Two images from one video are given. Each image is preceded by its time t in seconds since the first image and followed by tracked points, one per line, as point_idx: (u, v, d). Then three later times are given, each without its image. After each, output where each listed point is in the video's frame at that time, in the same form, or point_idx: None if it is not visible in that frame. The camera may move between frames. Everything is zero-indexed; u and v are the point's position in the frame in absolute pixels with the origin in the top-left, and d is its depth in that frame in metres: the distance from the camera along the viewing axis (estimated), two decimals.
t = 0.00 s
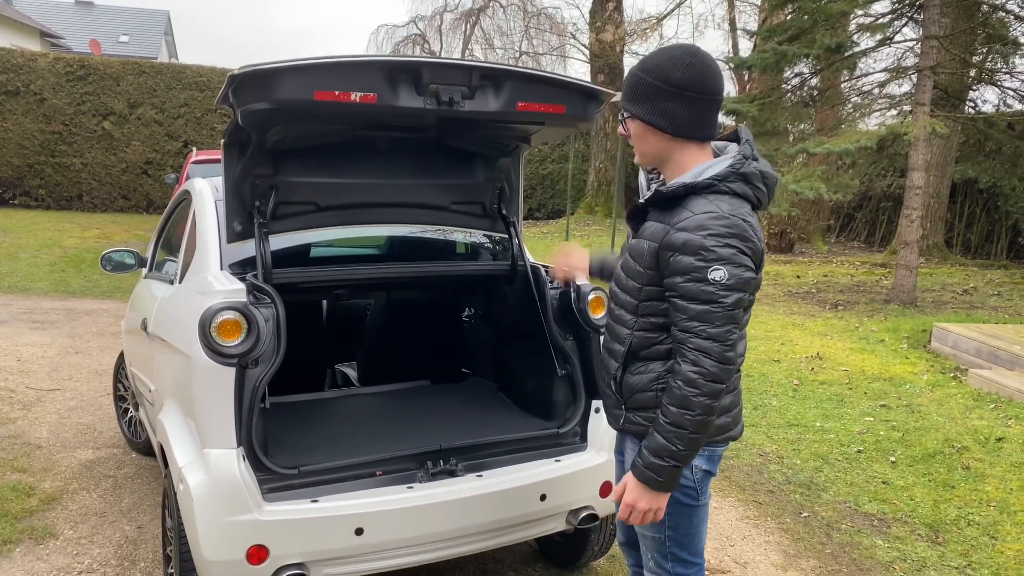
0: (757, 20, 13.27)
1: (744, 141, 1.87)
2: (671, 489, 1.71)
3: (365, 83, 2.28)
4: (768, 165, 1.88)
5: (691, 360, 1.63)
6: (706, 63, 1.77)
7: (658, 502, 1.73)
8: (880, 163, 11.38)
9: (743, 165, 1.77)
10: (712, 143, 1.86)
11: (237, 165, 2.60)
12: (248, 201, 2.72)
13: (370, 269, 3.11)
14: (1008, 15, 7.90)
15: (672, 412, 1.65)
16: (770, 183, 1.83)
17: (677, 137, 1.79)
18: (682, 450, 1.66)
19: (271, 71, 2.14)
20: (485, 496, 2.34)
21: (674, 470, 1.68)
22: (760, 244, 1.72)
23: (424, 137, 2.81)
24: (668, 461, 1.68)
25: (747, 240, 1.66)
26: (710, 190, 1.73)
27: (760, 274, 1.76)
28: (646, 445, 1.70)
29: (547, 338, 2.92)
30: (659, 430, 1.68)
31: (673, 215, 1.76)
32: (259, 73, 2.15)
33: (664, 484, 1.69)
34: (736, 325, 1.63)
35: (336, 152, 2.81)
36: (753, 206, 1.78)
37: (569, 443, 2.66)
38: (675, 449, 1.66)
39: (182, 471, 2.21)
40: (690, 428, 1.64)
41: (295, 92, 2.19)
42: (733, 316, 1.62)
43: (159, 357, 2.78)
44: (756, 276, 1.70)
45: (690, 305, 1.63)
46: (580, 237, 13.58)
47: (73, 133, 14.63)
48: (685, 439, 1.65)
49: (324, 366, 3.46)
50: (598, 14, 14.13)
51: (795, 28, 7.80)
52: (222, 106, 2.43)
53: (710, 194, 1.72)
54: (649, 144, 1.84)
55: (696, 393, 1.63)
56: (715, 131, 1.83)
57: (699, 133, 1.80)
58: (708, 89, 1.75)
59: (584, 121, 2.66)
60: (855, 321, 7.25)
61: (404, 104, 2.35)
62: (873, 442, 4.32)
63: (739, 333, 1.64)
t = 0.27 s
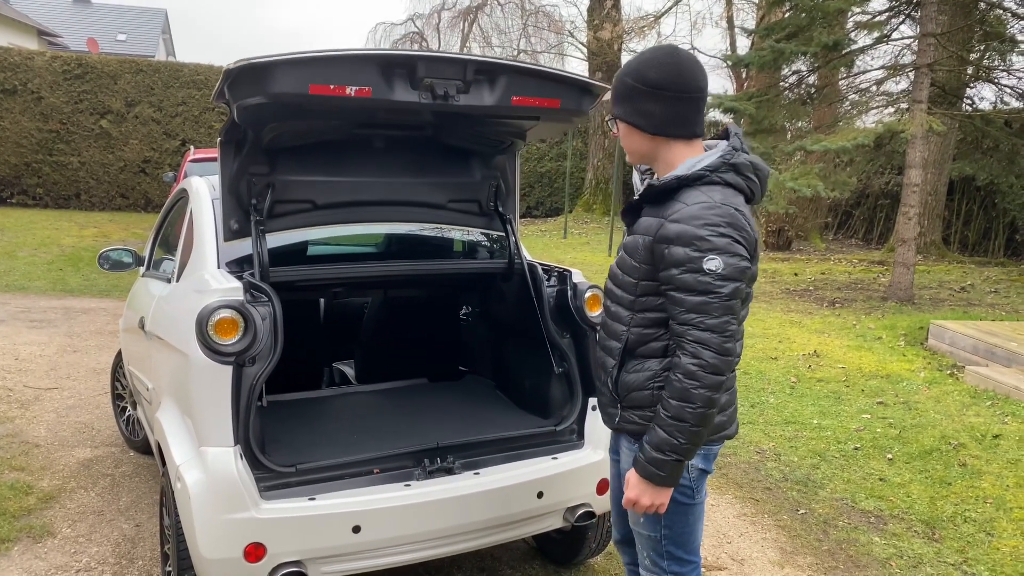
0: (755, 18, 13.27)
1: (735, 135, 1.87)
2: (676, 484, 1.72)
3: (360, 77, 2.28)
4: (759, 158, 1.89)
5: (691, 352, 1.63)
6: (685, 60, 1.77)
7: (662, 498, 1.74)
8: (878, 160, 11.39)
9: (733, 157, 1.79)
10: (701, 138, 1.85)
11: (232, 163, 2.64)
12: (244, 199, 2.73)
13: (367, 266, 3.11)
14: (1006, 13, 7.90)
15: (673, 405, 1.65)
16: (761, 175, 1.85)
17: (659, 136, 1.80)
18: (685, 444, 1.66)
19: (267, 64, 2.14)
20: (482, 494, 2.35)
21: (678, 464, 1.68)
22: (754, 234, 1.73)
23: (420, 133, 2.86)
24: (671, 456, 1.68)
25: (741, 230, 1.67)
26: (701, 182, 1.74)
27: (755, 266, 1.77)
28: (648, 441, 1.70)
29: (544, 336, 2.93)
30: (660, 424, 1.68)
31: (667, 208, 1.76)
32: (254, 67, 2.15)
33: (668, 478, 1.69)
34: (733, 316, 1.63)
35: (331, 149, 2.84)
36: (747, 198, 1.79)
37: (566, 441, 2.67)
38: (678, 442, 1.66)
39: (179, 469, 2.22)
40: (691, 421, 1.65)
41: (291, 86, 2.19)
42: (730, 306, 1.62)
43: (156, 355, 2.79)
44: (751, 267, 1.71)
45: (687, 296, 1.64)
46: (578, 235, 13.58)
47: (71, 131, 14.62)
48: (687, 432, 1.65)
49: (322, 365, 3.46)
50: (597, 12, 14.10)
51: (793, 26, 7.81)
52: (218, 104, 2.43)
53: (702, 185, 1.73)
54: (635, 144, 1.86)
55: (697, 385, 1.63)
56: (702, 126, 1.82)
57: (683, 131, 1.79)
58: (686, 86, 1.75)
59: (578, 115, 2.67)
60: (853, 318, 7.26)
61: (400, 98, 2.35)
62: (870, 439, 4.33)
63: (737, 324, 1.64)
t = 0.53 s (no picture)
0: (754, 16, 13.27)
1: (726, 131, 1.87)
2: (647, 480, 1.72)
3: (357, 75, 2.28)
4: (752, 157, 1.88)
5: (658, 345, 1.64)
6: (673, 60, 1.79)
7: (635, 495, 1.74)
8: (876, 158, 11.40)
9: (716, 153, 1.79)
10: (695, 135, 1.85)
11: (230, 162, 2.64)
12: (243, 199, 2.74)
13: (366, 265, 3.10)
14: (1004, 11, 7.91)
15: (641, 397, 1.67)
16: (751, 172, 1.83)
17: (650, 134, 1.81)
18: (650, 437, 1.66)
19: (263, 63, 2.15)
20: (481, 492, 2.35)
21: (645, 459, 1.69)
22: (734, 229, 1.71)
23: (417, 133, 2.87)
24: (638, 449, 1.69)
25: (716, 224, 1.66)
26: (681, 178, 1.76)
27: (738, 263, 1.75)
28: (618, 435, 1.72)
29: (543, 335, 2.93)
30: (629, 416, 1.70)
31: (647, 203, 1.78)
32: (250, 65, 2.16)
33: (634, 471, 1.70)
34: (703, 310, 1.63)
35: (329, 147, 2.85)
36: (733, 193, 1.78)
37: (564, 440, 2.67)
38: (644, 436, 1.67)
39: (178, 468, 2.22)
40: (657, 414, 1.65)
41: (288, 84, 2.19)
42: (699, 300, 1.62)
43: (155, 354, 2.79)
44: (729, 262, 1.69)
45: (657, 289, 1.65)
46: (577, 234, 13.58)
47: (69, 131, 14.61)
48: (652, 426, 1.66)
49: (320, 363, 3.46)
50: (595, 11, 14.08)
51: (791, 24, 7.81)
52: (216, 104, 2.44)
53: (682, 180, 1.75)
54: (631, 145, 1.87)
55: (662, 378, 1.64)
56: (694, 122, 1.82)
57: (674, 127, 1.80)
58: (673, 83, 1.76)
59: (575, 113, 2.68)
60: (851, 317, 7.27)
61: (396, 96, 2.35)
62: (868, 437, 4.34)
63: (708, 319, 1.63)
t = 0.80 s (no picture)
0: (752, 15, 13.27)
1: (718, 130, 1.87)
2: (614, 468, 1.75)
3: (356, 76, 2.28)
4: (748, 157, 1.87)
5: (648, 345, 1.65)
6: (661, 63, 1.79)
7: (601, 478, 1.77)
8: (874, 157, 11.40)
9: (710, 153, 1.79)
10: (687, 137, 1.86)
11: (229, 163, 2.65)
12: (242, 200, 2.74)
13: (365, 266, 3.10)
14: (1002, 10, 7.92)
15: (625, 394, 1.69)
16: (747, 173, 1.82)
17: (642, 139, 1.82)
18: (626, 431, 1.69)
19: (262, 63, 2.15)
20: (480, 492, 2.35)
21: (617, 449, 1.71)
22: (730, 233, 1.71)
23: (416, 133, 2.88)
24: (612, 439, 1.72)
25: (712, 228, 1.66)
26: (676, 180, 1.76)
27: (735, 266, 1.75)
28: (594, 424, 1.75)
29: (542, 335, 2.93)
30: (611, 410, 1.72)
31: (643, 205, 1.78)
32: (249, 66, 2.16)
33: (606, 459, 1.73)
34: (695, 314, 1.63)
35: (327, 148, 2.86)
36: (729, 193, 1.77)
37: (563, 440, 2.67)
38: (620, 428, 1.70)
39: (178, 469, 2.22)
40: (638, 412, 1.67)
41: (287, 85, 2.19)
42: (690, 303, 1.62)
43: (155, 355, 2.79)
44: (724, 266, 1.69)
45: (649, 290, 1.65)
46: (576, 234, 13.58)
47: (68, 132, 14.60)
48: (631, 422, 1.68)
49: (320, 364, 3.45)
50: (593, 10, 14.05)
51: (789, 24, 7.81)
52: (215, 105, 2.44)
53: (677, 182, 1.74)
54: (624, 152, 1.87)
55: (649, 377, 1.65)
56: (685, 124, 1.83)
57: (666, 130, 1.80)
58: (661, 87, 1.76)
59: (573, 114, 2.68)
60: (850, 316, 7.27)
61: (395, 96, 2.35)
62: (867, 436, 4.34)
63: (700, 323, 1.64)
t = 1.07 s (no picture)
0: (752, 15, 13.27)
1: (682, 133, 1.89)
2: (638, 468, 1.73)
3: (355, 77, 2.28)
4: (715, 151, 1.90)
5: (653, 341, 1.65)
6: (622, 72, 1.80)
7: (626, 482, 1.75)
8: (874, 157, 11.40)
9: (683, 150, 1.81)
10: (653, 142, 1.86)
11: (229, 164, 2.65)
12: (242, 201, 2.74)
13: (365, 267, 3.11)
14: (1002, 10, 7.93)
15: (636, 392, 1.67)
16: (718, 165, 1.85)
17: (609, 148, 1.81)
18: (645, 429, 1.67)
19: (262, 64, 2.16)
20: (481, 493, 2.35)
21: (638, 448, 1.69)
22: (715, 224, 1.74)
23: (415, 134, 2.88)
24: (631, 439, 1.70)
25: (699, 220, 1.69)
26: (655, 179, 1.77)
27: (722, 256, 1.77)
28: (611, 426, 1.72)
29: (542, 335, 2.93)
30: (625, 411, 1.70)
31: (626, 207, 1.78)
32: (249, 67, 2.17)
33: (630, 460, 1.71)
34: (695, 304, 1.64)
35: (327, 149, 2.87)
36: (705, 188, 1.80)
37: (564, 440, 2.68)
38: (638, 427, 1.68)
39: (178, 470, 2.22)
40: (653, 408, 1.66)
41: (286, 86, 2.19)
42: (689, 295, 1.63)
43: (155, 357, 2.79)
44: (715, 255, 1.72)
45: (648, 287, 1.66)
46: (577, 234, 13.58)
47: (67, 133, 14.61)
48: (649, 418, 1.66)
49: (320, 365, 3.45)
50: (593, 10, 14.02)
51: (789, 24, 7.82)
52: (215, 106, 2.44)
53: (657, 181, 1.76)
54: (592, 161, 1.87)
55: (659, 372, 1.64)
56: (650, 130, 1.84)
57: (632, 138, 1.81)
58: (625, 94, 1.77)
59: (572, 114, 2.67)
60: (850, 316, 7.27)
61: (395, 97, 2.35)
62: (868, 436, 4.34)
63: (700, 313, 1.65)
